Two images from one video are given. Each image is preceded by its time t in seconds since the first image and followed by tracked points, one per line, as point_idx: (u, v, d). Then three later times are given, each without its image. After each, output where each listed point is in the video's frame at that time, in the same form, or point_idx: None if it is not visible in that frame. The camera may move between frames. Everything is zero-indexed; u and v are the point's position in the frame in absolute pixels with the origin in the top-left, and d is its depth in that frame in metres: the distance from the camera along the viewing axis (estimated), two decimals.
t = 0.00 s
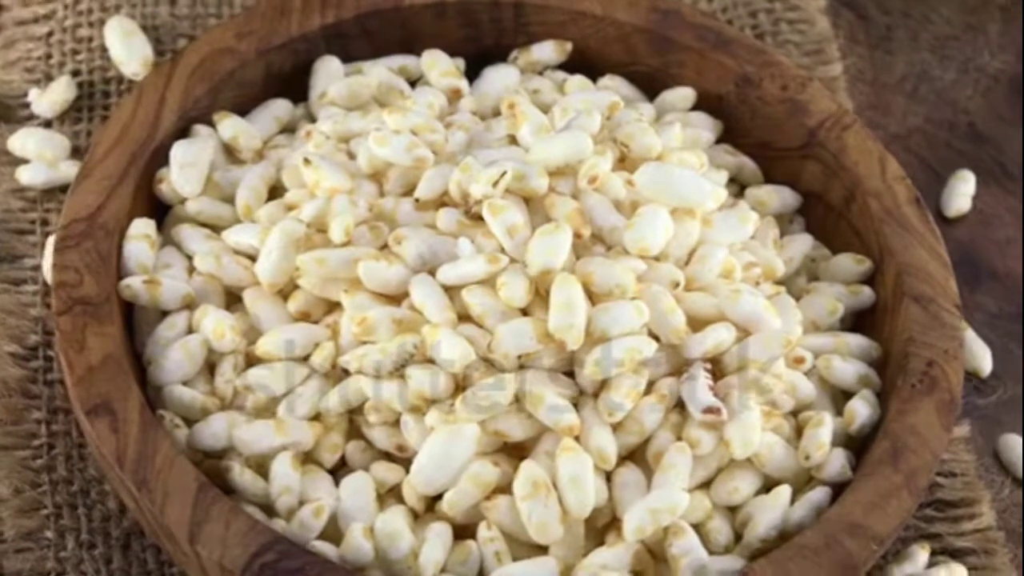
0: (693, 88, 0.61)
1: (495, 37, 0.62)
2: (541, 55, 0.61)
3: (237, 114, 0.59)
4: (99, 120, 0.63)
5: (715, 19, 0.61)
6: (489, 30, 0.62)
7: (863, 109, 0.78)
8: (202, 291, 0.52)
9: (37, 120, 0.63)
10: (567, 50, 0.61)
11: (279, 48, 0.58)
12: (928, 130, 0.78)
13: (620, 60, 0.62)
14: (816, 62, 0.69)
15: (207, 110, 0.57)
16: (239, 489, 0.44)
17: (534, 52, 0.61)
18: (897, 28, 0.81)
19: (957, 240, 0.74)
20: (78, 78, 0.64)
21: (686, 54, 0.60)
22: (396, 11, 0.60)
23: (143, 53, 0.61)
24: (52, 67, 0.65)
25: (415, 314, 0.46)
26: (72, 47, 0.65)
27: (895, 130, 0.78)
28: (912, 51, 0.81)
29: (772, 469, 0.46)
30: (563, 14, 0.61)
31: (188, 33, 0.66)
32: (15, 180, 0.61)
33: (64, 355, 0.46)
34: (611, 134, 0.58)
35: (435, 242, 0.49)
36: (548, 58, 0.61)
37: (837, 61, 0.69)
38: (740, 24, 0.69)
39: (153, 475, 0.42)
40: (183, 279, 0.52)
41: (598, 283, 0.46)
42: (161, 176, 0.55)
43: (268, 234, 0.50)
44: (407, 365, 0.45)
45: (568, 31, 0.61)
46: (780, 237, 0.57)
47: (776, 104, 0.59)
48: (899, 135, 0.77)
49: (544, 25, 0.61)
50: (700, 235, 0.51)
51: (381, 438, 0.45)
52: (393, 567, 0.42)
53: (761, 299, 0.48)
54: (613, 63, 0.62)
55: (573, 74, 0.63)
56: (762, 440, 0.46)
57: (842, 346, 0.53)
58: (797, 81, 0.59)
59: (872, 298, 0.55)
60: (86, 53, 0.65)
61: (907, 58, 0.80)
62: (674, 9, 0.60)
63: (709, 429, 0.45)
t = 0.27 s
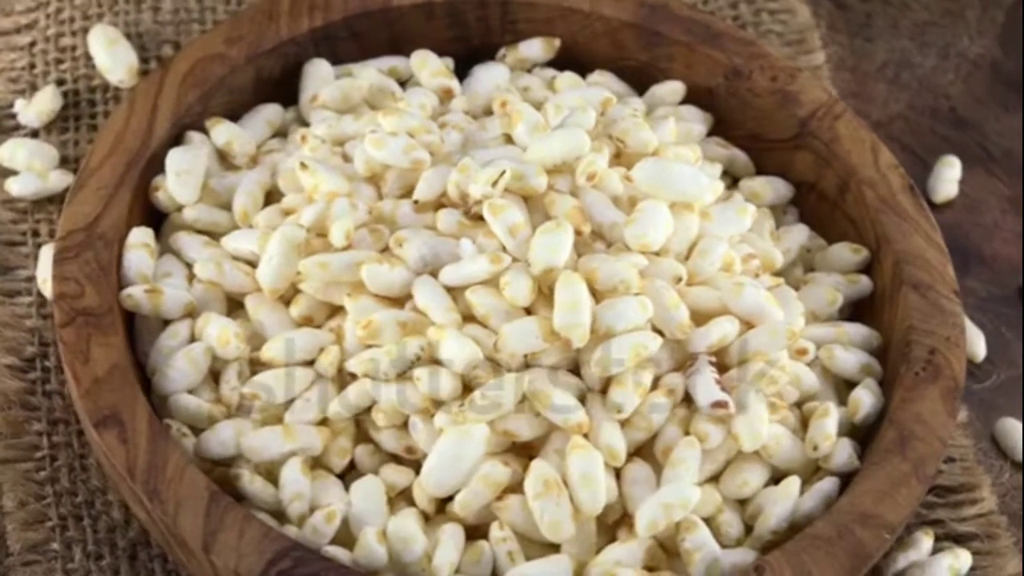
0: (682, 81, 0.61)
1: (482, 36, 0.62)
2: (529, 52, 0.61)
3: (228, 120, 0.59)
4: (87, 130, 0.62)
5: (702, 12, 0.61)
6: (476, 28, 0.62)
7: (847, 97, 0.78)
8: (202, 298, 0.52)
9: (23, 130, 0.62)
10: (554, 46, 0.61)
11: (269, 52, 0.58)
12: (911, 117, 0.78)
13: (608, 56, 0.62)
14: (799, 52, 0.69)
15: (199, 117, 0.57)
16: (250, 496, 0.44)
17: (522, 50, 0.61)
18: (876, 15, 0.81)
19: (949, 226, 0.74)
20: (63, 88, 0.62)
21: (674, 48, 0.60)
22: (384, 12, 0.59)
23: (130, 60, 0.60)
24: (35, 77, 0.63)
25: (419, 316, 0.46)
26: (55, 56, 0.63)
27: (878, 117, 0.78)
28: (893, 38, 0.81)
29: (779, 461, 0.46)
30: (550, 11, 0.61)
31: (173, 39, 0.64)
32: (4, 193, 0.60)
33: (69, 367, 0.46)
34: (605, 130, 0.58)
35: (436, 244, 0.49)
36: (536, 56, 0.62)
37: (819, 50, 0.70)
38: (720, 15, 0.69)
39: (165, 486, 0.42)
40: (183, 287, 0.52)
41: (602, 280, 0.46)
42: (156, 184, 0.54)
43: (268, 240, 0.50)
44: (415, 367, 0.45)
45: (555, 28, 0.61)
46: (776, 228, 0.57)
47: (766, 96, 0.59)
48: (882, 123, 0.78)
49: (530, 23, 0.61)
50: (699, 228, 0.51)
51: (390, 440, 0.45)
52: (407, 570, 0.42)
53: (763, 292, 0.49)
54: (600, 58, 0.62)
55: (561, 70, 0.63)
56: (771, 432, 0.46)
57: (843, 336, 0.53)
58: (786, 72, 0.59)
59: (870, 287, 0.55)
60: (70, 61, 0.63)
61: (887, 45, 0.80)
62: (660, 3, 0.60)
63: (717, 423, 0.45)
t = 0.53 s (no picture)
0: (676, 77, 0.61)
1: (474, 35, 0.62)
2: (522, 51, 0.61)
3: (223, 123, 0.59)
4: (79, 135, 0.61)
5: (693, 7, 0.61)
6: (468, 27, 0.62)
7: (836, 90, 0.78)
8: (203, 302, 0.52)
9: (14, 136, 0.61)
10: (547, 44, 0.61)
11: (261, 55, 0.58)
12: (899, 109, 0.79)
13: (600, 53, 0.62)
14: (787, 45, 0.69)
15: (194, 122, 0.57)
16: (257, 501, 0.44)
17: (514, 48, 0.61)
18: (862, 7, 0.81)
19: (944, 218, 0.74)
20: (54, 94, 0.62)
21: (666, 44, 0.60)
22: (375, 12, 0.59)
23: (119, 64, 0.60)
24: (26, 83, 0.62)
25: (421, 317, 0.46)
26: (45, 63, 0.62)
27: (867, 109, 0.78)
28: (879, 30, 0.80)
29: (784, 455, 0.47)
30: (542, 9, 0.61)
31: (162, 43, 0.63)
32: None
33: (72, 375, 0.45)
34: (601, 127, 0.58)
35: (437, 244, 0.49)
36: (529, 53, 0.61)
37: (807, 43, 0.70)
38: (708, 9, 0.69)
39: (171, 492, 0.42)
40: (184, 292, 0.52)
41: (604, 278, 0.46)
42: (153, 190, 0.54)
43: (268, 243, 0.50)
44: (420, 368, 0.45)
45: (546, 26, 0.61)
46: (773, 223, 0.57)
47: (760, 90, 0.59)
48: (871, 115, 0.78)
49: (522, 21, 0.61)
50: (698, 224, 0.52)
51: (395, 442, 0.45)
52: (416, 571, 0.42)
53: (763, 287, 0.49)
54: (592, 56, 0.63)
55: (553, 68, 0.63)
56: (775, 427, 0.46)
57: (843, 329, 0.53)
58: (779, 67, 0.60)
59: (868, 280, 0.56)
60: (60, 67, 0.62)
61: (873, 37, 0.80)
62: None
63: (722, 419, 0.45)
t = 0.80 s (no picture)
0: (666, 72, 0.61)
1: (462, 35, 0.62)
2: (511, 49, 0.61)
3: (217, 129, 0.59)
4: (68, 144, 0.61)
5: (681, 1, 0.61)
6: (456, 27, 0.62)
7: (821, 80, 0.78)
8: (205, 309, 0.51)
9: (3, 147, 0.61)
10: (536, 41, 0.61)
11: (252, 59, 0.57)
12: (884, 97, 0.79)
13: (590, 49, 0.62)
14: (771, 36, 0.70)
15: (188, 128, 0.56)
16: (267, 507, 0.44)
17: (504, 47, 0.61)
18: None
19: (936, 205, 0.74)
20: (41, 103, 0.62)
21: (655, 39, 0.60)
22: (364, 13, 0.59)
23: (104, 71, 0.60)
24: (13, 93, 0.62)
25: (425, 319, 0.46)
26: (31, 71, 0.62)
27: (853, 98, 0.78)
28: (860, 19, 0.81)
29: (790, 447, 0.47)
30: (530, 7, 0.61)
31: (148, 49, 0.63)
32: None
33: (78, 386, 0.45)
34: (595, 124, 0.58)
35: (439, 246, 0.49)
36: (518, 51, 0.61)
37: (791, 34, 0.70)
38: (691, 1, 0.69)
39: (183, 500, 0.42)
40: (185, 299, 0.52)
41: (607, 275, 0.46)
42: (150, 197, 0.54)
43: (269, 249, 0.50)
44: (427, 370, 0.45)
45: (535, 24, 0.62)
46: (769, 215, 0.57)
47: (751, 83, 0.60)
48: (857, 104, 0.78)
49: (511, 19, 0.61)
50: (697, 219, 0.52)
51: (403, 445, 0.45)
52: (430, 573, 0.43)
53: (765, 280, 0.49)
54: (581, 52, 0.63)
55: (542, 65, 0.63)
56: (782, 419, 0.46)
57: (843, 319, 0.53)
58: (769, 59, 0.60)
59: (866, 270, 0.56)
60: (46, 76, 0.62)
61: (854, 25, 0.80)
62: None
63: (729, 413, 0.46)
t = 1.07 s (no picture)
0: (656, 67, 0.61)
1: (451, 34, 0.62)
2: (500, 47, 0.61)
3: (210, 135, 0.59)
4: (58, 154, 0.61)
5: None
6: (444, 26, 0.61)
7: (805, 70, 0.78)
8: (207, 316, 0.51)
9: None
10: (525, 39, 0.61)
11: (243, 64, 0.57)
12: (867, 85, 0.79)
13: (579, 46, 0.62)
14: (755, 28, 0.70)
15: (182, 135, 0.56)
16: (278, 513, 0.44)
17: (493, 46, 0.61)
18: None
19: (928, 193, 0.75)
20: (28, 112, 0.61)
21: (644, 34, 0.60)
22: (353, 14, 0.59)
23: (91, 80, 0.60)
24: None
25: (428, 321, 0.47)
26: (17, 81, 0.62)
27: (837, 88, 0.78)
28: (840, 8, 0.81)
29: (796, 439, 0.47)
30: (517, 5, 0.61)
31: (135, 56, 0.63)
32: None
33: (84, 397, 0.45)
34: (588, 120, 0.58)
35: (441, 247, 0.49)
36: (507, 50, 0.61)
37: (774, 25, 0.70)
38: None
39: (195, 508, 0.42)
40: (186, 306, 0.52)
41: (610, 272, 0.46)
42: (148, 205, 0.54)
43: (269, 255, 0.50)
44: (433, 372, 0.45)
45: (523, 22, 0.62)
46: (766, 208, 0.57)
47: (742, 76, 0.60)
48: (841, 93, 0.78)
49: (499, 18, 0.61)
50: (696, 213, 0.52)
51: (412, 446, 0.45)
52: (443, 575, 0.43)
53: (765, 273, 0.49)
54: (569, 49, 0.63)
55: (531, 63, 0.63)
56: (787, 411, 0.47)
57: (844, 310, 0.54)
58: (758, 51, 0.60)
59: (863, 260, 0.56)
60: (32, 86, 0.62)
61: (835, 15, 0.81)
62: None
63: (735, 407, 0.46)
